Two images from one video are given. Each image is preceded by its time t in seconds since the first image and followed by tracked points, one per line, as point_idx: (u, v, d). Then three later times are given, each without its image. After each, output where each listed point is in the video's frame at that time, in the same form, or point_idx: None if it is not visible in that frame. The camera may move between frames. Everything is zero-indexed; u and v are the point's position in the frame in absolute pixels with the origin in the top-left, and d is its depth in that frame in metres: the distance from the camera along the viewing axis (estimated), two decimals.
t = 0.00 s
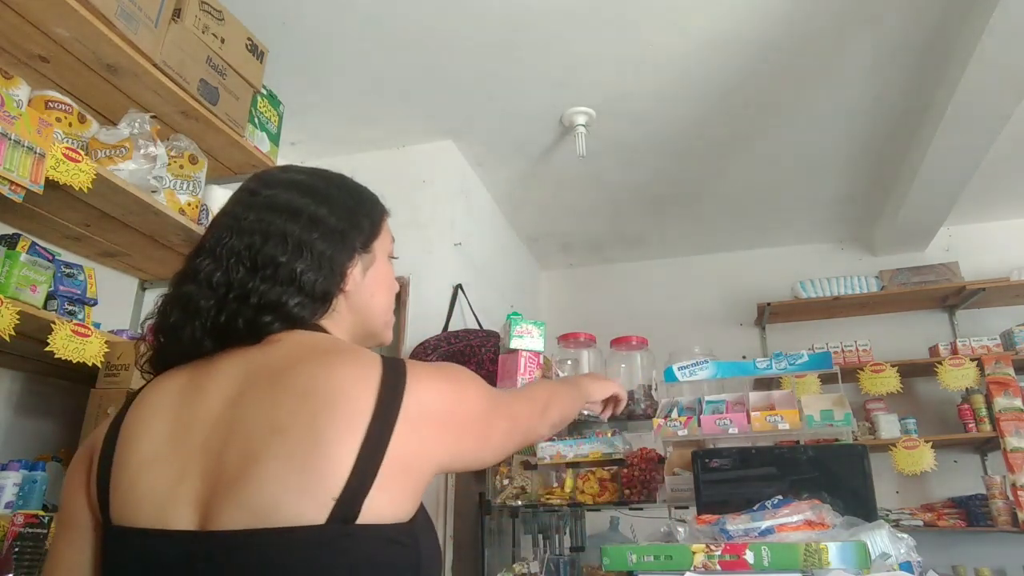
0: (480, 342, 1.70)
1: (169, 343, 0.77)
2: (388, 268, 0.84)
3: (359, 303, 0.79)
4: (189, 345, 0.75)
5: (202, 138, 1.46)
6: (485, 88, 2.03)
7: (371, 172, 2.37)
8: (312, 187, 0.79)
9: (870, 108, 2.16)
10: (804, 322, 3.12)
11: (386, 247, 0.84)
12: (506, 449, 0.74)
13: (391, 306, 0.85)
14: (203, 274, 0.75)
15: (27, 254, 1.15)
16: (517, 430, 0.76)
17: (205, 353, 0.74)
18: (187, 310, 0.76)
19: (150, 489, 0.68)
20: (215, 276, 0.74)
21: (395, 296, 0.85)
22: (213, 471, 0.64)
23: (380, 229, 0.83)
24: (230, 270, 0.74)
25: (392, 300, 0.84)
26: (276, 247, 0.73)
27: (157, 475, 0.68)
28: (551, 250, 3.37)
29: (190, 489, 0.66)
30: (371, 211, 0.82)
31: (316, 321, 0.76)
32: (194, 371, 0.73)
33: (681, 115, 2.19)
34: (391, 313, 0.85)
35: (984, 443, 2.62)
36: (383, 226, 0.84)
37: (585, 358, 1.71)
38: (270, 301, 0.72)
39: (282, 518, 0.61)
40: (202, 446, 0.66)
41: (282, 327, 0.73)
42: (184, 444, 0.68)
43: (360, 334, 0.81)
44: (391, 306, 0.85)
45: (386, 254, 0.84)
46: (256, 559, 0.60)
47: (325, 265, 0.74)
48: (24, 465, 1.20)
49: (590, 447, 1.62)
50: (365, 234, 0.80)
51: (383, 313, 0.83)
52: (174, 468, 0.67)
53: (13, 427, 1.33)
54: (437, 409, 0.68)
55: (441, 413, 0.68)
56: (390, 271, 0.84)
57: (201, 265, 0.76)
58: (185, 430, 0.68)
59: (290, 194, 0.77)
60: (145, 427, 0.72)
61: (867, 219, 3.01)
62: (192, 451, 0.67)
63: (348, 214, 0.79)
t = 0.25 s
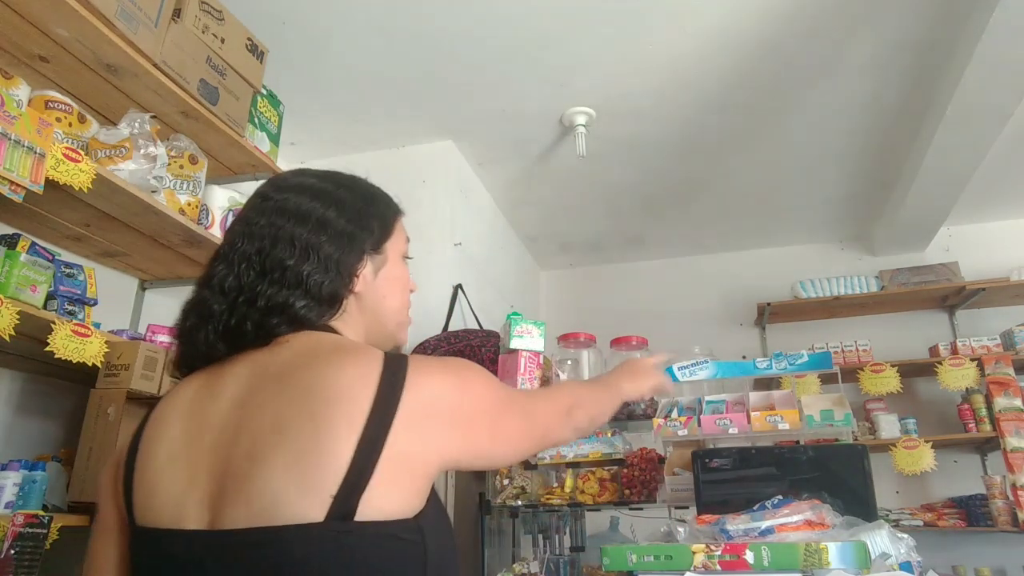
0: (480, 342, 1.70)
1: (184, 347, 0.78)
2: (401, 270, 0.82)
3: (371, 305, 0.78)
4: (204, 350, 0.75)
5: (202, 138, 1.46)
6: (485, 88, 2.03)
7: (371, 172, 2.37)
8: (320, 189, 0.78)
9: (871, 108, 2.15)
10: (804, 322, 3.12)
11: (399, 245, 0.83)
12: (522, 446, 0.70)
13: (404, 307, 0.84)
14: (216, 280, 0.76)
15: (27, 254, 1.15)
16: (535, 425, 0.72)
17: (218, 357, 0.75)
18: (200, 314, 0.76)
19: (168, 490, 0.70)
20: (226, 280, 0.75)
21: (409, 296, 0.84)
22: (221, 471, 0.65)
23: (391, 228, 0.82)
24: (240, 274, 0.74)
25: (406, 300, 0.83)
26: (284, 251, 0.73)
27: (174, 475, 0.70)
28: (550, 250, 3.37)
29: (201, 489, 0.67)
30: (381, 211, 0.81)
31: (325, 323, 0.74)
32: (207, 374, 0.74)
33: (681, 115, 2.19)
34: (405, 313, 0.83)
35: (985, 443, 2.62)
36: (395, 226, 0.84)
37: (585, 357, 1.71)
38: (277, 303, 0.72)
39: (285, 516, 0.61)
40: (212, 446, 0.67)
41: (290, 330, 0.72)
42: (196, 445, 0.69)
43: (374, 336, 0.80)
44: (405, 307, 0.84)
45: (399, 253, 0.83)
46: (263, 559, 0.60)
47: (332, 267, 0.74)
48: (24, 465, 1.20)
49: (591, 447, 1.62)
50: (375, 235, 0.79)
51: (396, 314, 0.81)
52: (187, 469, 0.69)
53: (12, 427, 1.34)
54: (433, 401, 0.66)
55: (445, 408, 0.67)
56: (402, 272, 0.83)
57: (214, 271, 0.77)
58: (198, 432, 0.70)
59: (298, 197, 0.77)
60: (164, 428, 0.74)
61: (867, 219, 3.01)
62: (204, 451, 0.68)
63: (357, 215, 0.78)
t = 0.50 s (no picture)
0: (480, 342, 1.70)
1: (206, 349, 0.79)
2: (415, 266, 0.81)
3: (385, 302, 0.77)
4: (222, 350, 0.76)
5: (202, 138, 1.46)
6: (485, 88, 2.03)
7: (371, 172, 2.37)
8: (331, 187, 0.77)
9: (871, 108, 2.16)
10: (804, 322, 3.12)
11: (411, 241, 0.82)
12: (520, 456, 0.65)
13: (420, 303, 0.82)
14: (233, 283, 0.77)
15: (27, 254, 1.15)
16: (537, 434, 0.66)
17: (236, 358, 0.75)
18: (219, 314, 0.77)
19: (185, 487, 0.72)
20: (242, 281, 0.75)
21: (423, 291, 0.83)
22: (227, 471, 0.67)
23: (403, 225, 0.81)
24: (254, 277, 0.75)
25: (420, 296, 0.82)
26: (295, 251, 0.73)
27: (191, 477, 0.72)
28: (550, 250, 3.37)
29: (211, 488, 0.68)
30: (393, 208, 0.80)
31: (337, 321, 0.74)
32: (226, 376, 0.75)
33: (681, 115, 2.20)
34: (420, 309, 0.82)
35: (985, 443, 2.62)
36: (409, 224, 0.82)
37: (585, 357, 1.71)
38: (289, 305, 0.72)
39: (272, 518, 0.61)
40: (219, 449, 0.69)
41: (301, 330, 0.72)
42: (207, 449, 0.71)
43: (389, 333, 0.80)
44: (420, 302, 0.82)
45: (411, 249, 0.81)
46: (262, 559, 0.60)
47: (342, 266, 0.73)
48: (24, 465, 1.20)
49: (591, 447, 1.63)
50: (387, 232, 0.78)
51: (411, 310, 0.80)
52: (202, 467, 0.71)
53: (12, 427, 1.33)
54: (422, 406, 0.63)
55: (436, 411, 0.63)
56: (416, 270, 0.81)
57: (231, 274, 0.77)
58: (210, 436, 0.71)
59: (308, 196, 0.76)
60: (188, 429, 0.77)
61: (867, 219, 3.01)
62: (213, 455, 0.69)
63: (369, 213, 0.77)
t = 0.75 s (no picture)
0: (481, 342, 1.70)
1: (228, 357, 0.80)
2: (430, 261, 0.81)
3: (402, 300, 0.77)
4: (242, 357, 0.77)
5: (202, 138, 1.46)
6: (485, 88, 2.03)
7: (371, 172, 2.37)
8: (341, 188, 0.77)
9: (871, 108, 2.15)
10: (804, 322, 3.12)
11: (424, 238, 0.81)
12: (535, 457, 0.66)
13: (438, 297, 0.82)
14: (250, 288, 0.77)
15: (27, 254, 1.15)
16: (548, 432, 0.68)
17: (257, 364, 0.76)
18: (239, 323, 0.78)
19: (202, 488, 0.72)
20: (259, 288, 0.76)
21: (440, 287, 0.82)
22: (244, 472, 0.66)
23: (415, 222, 0.80)
24: (271, 282, 0.75)
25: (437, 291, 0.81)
26: (310, 254, 0.73)
27: (207, 479, 0.72)
28: (550, 250, 3.37)
29: (227, 489, 0.68)
30: (404, 205, 0.80)
31: (356, 322, 0.74)
32: (246, 381, 0.76)
33: (681, 115, 2.19)
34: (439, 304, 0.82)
35: (984, 443, 2.62)
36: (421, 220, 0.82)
37: (585, 357, 1.71)
38: (308, 308, 0.73)
39: (293, 520, 0.61)
40: (236, 451, 0.69)
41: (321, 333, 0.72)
42: (224, 453, 0.70)
43: (408, 330, 0.80)
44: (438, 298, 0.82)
45: (425, 245, 0.81)
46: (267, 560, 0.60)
47: (358, 266, 0.73)
48: (24, 465, 1.20)
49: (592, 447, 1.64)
50: (400, 229, 0.78)
51: (430, 306, 0.80)
52: (219, 468, 0.70)
53: (12, 428, 1.34)
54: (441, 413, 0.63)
55: (454, 418, 0.63)
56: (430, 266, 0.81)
57: (248, 279, 0.78)
58: (226, 439, 0.71)
59: (319, 198, 0.76)
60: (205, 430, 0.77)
61: (867, 219, 3.01)
62: (230, 459, 0.69)
63: (380, 211, 0.77)
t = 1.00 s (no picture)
0: (480, 342, 1.70)
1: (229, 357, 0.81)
2: (430, 263, 0.79)
3: (401, 303, 0.76)
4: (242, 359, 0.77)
5: (202, 138, 1.46)
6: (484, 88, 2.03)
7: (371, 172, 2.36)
8: (340, 191, 0.77)
9: (871, 108, 2.15)
10: (804, 322, 3.12)
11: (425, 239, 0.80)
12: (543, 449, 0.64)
13: (438, 300, 0.81)
14: (250, 290, 0.78)
15: (27, 254, 1.15)
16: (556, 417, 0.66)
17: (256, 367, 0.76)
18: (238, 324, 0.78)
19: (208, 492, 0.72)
20: (257, 291, 0.76)
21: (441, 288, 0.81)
22: (250, 474, 0.66)
23: (415, 223, 0.79)
24: (268, 284, 0.75)
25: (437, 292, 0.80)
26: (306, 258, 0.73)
27: (212, 480, 0.72)
28: (550, 250, 3.37)
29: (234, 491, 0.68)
30: (404, 207, 0.79)
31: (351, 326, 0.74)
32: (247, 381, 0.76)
33: (681, 115, 2.19)
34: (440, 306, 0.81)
35: (985, 443, 2.62)
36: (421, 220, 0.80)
37: (585, 358, 1.71)
38: (304, 312, 0.73)
39: (298, 520, 0.60)
40: (241, 453, 0.68)
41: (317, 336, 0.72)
42: (227, 453, 0.70)
43: (409, 332, 0.79)
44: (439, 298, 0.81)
45: (426, 247, 0.80)
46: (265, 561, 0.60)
47: (353, 270, 0.73)
48: (24, 465, 1.20)
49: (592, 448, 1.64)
50: (398, 232, 0.76)
51: (430, 308, 0.79)
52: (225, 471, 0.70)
53: (12, 428, 1.34)
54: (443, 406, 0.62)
55: (454, 411, 0.62)
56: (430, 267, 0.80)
57: (249, 281, 0.78)
58: (229, 439, 0.71)
59: (318, 202, 0.76)
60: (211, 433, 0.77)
61: (867, 219, 3.01)
62: (234, 457, 0.69)
63: (377, 214, 0.76)
